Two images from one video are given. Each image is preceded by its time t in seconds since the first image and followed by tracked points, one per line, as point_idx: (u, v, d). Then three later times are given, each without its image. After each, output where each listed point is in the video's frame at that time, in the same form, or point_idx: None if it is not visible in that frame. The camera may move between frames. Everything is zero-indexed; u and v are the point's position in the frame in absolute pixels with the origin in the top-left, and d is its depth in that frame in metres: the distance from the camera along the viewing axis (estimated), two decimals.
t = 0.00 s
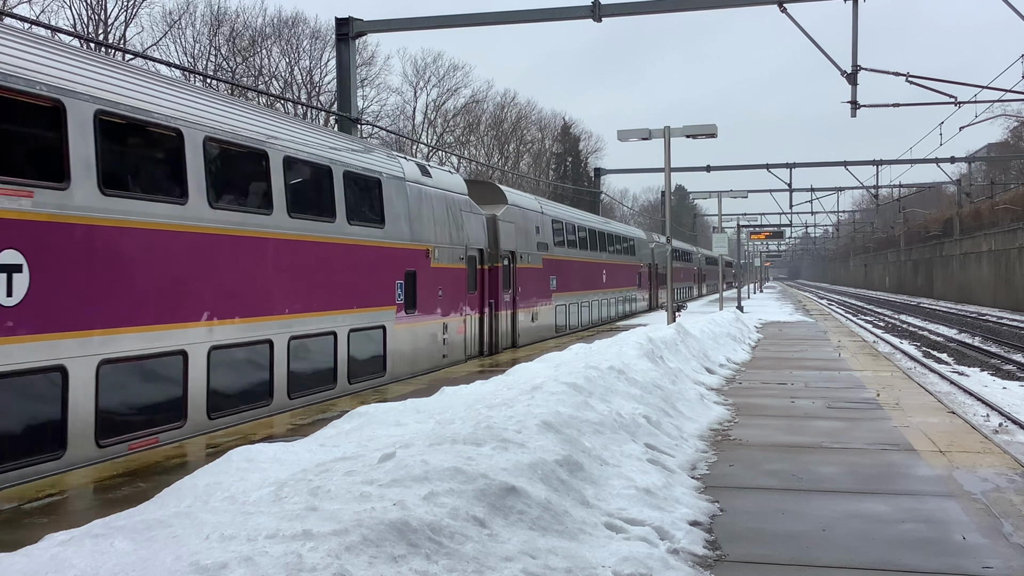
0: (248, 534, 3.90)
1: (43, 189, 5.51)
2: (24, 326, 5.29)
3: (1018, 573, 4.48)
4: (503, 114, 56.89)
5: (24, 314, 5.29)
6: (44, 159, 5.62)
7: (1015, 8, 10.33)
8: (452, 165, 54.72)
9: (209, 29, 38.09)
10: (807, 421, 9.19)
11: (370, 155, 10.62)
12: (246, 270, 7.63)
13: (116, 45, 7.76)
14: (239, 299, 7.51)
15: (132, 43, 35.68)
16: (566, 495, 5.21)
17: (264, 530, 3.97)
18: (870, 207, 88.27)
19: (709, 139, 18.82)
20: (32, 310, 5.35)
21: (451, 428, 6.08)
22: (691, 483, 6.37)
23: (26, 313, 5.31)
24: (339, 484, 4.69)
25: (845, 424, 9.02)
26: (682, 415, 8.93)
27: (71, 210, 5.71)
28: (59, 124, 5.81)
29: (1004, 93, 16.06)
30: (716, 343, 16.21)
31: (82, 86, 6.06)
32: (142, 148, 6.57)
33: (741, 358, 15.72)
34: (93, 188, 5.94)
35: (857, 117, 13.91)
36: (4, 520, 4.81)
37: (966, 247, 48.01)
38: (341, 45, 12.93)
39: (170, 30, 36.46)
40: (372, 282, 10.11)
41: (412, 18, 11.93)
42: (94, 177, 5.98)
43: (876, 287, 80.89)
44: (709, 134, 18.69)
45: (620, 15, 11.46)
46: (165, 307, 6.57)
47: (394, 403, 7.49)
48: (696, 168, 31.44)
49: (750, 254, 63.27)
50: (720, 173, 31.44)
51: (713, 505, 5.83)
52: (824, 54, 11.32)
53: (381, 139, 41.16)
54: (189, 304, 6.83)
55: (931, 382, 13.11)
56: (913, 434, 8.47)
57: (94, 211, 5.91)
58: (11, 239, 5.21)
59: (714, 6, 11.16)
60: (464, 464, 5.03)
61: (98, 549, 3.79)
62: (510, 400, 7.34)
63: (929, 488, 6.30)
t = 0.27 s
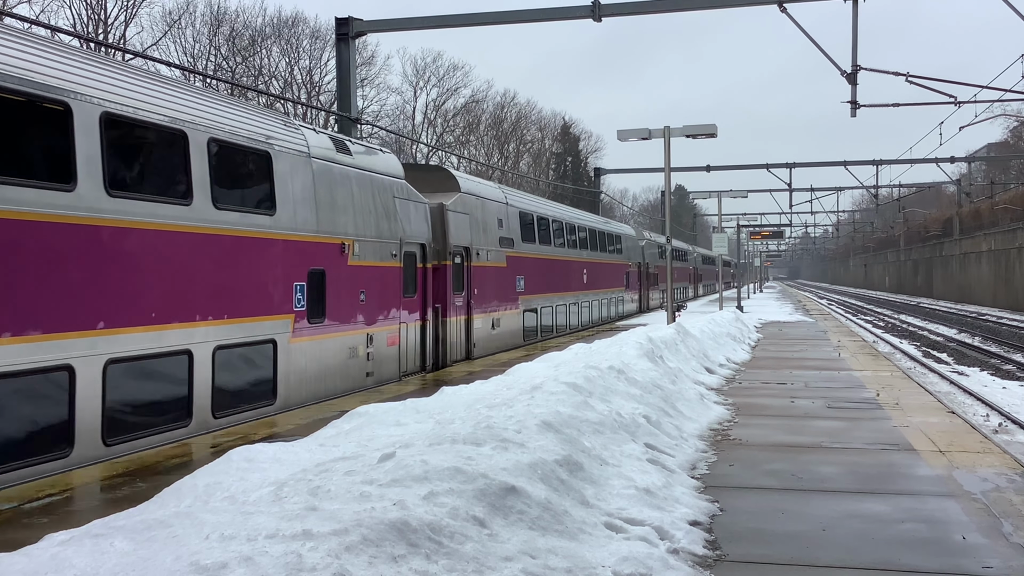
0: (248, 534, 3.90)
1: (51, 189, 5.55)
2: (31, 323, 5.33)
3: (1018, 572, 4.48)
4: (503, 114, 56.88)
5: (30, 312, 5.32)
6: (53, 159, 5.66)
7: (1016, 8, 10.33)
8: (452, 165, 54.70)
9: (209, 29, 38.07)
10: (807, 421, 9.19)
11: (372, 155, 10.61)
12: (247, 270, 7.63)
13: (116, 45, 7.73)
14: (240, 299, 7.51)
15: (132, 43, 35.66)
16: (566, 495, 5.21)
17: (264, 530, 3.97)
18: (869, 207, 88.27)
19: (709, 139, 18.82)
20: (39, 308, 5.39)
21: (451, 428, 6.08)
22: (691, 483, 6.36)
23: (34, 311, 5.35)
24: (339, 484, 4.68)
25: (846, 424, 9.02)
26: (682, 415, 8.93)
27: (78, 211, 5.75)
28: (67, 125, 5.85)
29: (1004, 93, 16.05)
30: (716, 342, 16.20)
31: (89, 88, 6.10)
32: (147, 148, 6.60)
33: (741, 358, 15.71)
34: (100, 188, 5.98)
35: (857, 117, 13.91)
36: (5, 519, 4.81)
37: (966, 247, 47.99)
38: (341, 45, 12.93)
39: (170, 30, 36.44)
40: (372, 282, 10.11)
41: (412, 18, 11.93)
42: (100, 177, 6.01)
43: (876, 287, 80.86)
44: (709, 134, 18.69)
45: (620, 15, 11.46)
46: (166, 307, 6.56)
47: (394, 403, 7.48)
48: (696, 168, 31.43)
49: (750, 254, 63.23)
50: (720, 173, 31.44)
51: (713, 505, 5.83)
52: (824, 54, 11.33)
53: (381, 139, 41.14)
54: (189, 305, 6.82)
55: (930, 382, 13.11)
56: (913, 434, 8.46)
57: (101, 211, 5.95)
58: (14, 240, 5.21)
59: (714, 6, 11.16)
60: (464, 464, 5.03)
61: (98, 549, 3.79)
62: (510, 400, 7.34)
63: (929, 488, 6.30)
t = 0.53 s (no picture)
0: (248, 534, 3.90)
1: (55, 190, 5.59)
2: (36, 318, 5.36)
3: (1017, 572, 4.48)
4: (503, 114, 56.87)
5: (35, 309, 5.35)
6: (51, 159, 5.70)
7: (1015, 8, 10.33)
8: (452, 164, 54.67)
9: (209, 29, 38.04)
10: (807, 420, 9.18)
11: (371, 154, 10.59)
12: (244, 270, 7.63)
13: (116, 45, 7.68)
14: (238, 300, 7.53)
15: (132, 43, 35.63)
16: (566, 495, 5.21)
17: (263, 530, 3.97)
18: (869, 207, 88.27)
19: (709, 139, 18.81)
20: (43, 306, 5.43)
21: (451, 428, 6.08)
22: (691, 483, 6.36)
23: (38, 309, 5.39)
24: (338, 484, 4.68)
25: (846, 423, 9.01)
26: (681, 414, 8.92)
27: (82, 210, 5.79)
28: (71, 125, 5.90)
29: (1004, 94, 16.05)
30: (716, 342, 16.19)
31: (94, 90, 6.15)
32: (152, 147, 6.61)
33: (741, 358, 15.70)
34: (102, 188, 6.02)
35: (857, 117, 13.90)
36: (4, 519, 4.81)
37: (965, 247, 47.98)
38: (341, 45, 12.93)
39: (170, 30, 36.40)
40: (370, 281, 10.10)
41: (412, 18, 11.92)
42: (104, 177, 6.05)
43: (876, 287, 80.84)
44: (709, 134, 18.69)
45: (620, 15, 11.46)
46: (163, 307, 6.58)
47: (394, 403, 7.48)
48: (696, 168, 31.41)
49: (750, 254, 63.19)
50: (720, 172, 31.44)
51: (713, 505, 5.83)
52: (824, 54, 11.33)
53: (381, 139, 41.11)
54: (186, 304, 6.84)
55: (931, 382, 13.10)
56: (912, 434, 8.46)
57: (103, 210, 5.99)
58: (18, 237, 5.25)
59: (714, 6, 11.16)
60: (464, 464, 5.02)
61: (97, 549, 3.79)
62: (510, 399, 7.33)
63: (929, 488, 6.29)
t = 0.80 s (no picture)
0: (248, 534, 3.90)
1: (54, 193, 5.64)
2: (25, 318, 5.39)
3: (1017, 572, 4.49)
4: (503, 114, 56.87)
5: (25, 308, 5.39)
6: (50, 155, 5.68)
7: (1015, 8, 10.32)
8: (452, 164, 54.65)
9: (209, 28, 38.01)
10: (807, 420, 9.18)
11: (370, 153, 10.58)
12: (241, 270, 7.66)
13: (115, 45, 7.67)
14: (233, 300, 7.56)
15: (131, 43, 35.59)
16: (566, 495, 5.21)
17: (263, 530, 3.97)
18: (869, 207, 88.28)
19: (709, 139, 18.81)
20: (36, 307, 5.47)
21: (451, 428, 6.08)
22: (691, 483, 6.36)
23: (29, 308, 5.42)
24: (338, 484, 4.68)
25: (845, 423, 9.01)
26: (681, 414, 8.92)
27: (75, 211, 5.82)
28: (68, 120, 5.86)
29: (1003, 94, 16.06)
30: (716, 342, 16.19)
31: (94, 91, 6.18)
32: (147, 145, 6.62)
33: (741, 358, 15.69)
34: (97, 189, 6.05)
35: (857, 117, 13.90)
36: (4, 519, 4.81)
37: (965, 247, 47.98)
38: (341, 45, 12.92)
39: (170, 29, 36.36)
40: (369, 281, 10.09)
41: (411, 18, 11.92)
42: (97, 176, 6.05)
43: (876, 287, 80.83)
44: (709, 134, 18.68)
45: (620, 15, 11.45)
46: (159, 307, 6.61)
47: (393, 403, 7.47)
48: (695, 168, 31.41)
49: (750, 254, 63.17)
50: (720, 172, 31.43)
51: (713, 505, 5.83)
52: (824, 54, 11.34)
53: (381, 138, 41.09)
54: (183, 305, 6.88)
55: (931, 382, 13.10)
56: (912, 434, 8.46)
57: (93, 207, 5.98)
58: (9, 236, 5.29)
59: (714, 6, 11.15)
60: (464, 464, 5.02)
61: (97, 549, 3.79)
62: (509, 399, 7.33)
63: (928, 488, 6.29)
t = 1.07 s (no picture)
0: (247, 534, 3.90)
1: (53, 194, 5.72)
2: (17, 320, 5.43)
3: (1017, 572, 4.49)
4: (503, 114, 56.88)
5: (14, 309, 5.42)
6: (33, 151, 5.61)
7: (1016, 8, 10.31)
8: (452, 165, 54.65)
9: (209, 29, 38.01)
10: (806, 420, 9.18)
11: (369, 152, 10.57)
12: (241, 269, 7.65)
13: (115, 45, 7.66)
14: (236, 300, 7.57)
15: (132, 43, 35.57)
16: (566, 495, 5.21)
17: (263, 530, 3.97)
18: (869, 207, 88.27)
19: (709, 139, 18.81)
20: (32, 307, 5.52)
21: (451, 427, 6.08)
22: (691, 483, 6.36)
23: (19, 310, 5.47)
24: (338, 484, 4.69)
25: (845, 423, 9.03)
26: (681, 414, 8.93)
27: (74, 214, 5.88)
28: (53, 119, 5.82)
29: (1003, 94, 16.06)
30: (716, 342, 16.20)
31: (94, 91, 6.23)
32: (142, 144, 6.62)
33: (741, 358, 15.70)
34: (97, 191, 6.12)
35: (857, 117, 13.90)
36: (3, 519, 4.81)
37: (966, 247, 47.99)
38: (341, 45, 12.92)
39: (170, 29, 36.35)
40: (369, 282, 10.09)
41: (412, 18, 11.92)
42: (87, 175, 6.04)
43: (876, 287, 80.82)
44: (709, 134, 18.69)
45: (620, 15, 11.46)
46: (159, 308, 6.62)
47: (394, 404, 7.48)
48: (696, 168, 31.41)
49: (750, 254, 63.13)
50: (720, 173, 31.44)
51: (713, 505, 5.83)
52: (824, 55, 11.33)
53: (381, 139, 41.10)
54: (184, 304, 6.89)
55: (931, 382, 13.11)
56: (913, 434, 8.47)
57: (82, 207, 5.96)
58: None
59: (714, 6, 11.15)
60: (464, 464, 5.02)
61: (97, 549, 3.79)
62: (510, 400, 7.34)
63: (928, 488, 6.30)
